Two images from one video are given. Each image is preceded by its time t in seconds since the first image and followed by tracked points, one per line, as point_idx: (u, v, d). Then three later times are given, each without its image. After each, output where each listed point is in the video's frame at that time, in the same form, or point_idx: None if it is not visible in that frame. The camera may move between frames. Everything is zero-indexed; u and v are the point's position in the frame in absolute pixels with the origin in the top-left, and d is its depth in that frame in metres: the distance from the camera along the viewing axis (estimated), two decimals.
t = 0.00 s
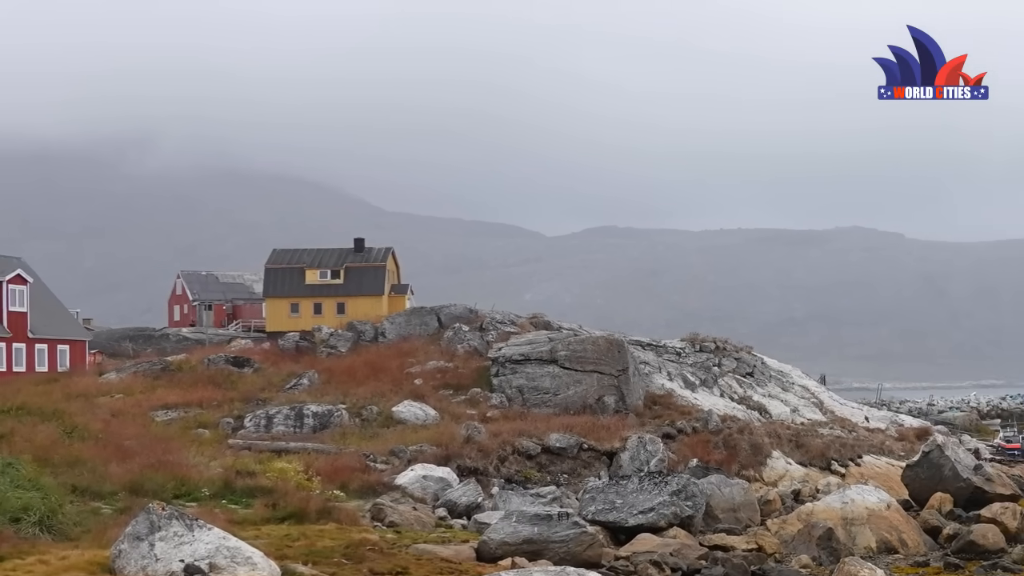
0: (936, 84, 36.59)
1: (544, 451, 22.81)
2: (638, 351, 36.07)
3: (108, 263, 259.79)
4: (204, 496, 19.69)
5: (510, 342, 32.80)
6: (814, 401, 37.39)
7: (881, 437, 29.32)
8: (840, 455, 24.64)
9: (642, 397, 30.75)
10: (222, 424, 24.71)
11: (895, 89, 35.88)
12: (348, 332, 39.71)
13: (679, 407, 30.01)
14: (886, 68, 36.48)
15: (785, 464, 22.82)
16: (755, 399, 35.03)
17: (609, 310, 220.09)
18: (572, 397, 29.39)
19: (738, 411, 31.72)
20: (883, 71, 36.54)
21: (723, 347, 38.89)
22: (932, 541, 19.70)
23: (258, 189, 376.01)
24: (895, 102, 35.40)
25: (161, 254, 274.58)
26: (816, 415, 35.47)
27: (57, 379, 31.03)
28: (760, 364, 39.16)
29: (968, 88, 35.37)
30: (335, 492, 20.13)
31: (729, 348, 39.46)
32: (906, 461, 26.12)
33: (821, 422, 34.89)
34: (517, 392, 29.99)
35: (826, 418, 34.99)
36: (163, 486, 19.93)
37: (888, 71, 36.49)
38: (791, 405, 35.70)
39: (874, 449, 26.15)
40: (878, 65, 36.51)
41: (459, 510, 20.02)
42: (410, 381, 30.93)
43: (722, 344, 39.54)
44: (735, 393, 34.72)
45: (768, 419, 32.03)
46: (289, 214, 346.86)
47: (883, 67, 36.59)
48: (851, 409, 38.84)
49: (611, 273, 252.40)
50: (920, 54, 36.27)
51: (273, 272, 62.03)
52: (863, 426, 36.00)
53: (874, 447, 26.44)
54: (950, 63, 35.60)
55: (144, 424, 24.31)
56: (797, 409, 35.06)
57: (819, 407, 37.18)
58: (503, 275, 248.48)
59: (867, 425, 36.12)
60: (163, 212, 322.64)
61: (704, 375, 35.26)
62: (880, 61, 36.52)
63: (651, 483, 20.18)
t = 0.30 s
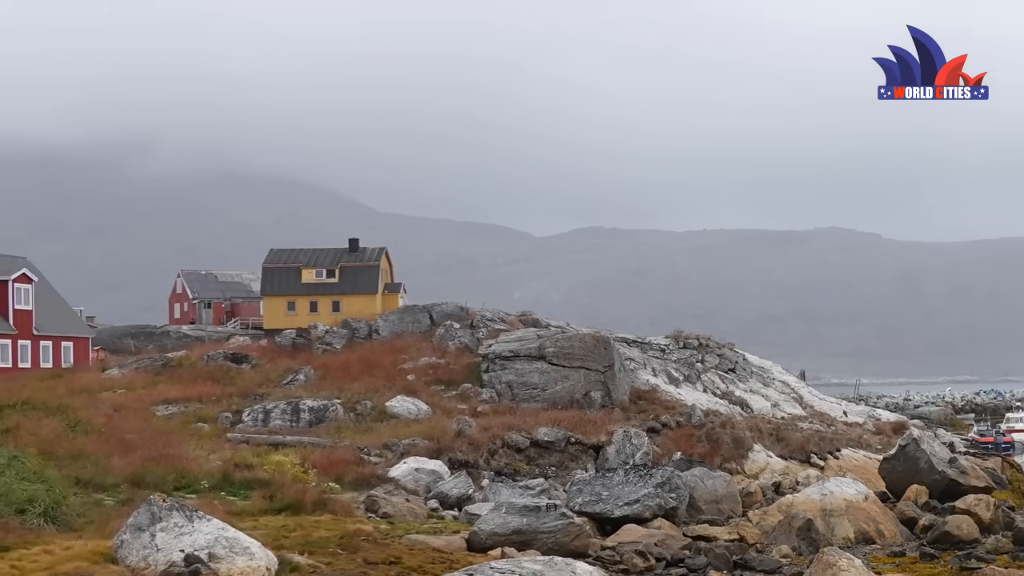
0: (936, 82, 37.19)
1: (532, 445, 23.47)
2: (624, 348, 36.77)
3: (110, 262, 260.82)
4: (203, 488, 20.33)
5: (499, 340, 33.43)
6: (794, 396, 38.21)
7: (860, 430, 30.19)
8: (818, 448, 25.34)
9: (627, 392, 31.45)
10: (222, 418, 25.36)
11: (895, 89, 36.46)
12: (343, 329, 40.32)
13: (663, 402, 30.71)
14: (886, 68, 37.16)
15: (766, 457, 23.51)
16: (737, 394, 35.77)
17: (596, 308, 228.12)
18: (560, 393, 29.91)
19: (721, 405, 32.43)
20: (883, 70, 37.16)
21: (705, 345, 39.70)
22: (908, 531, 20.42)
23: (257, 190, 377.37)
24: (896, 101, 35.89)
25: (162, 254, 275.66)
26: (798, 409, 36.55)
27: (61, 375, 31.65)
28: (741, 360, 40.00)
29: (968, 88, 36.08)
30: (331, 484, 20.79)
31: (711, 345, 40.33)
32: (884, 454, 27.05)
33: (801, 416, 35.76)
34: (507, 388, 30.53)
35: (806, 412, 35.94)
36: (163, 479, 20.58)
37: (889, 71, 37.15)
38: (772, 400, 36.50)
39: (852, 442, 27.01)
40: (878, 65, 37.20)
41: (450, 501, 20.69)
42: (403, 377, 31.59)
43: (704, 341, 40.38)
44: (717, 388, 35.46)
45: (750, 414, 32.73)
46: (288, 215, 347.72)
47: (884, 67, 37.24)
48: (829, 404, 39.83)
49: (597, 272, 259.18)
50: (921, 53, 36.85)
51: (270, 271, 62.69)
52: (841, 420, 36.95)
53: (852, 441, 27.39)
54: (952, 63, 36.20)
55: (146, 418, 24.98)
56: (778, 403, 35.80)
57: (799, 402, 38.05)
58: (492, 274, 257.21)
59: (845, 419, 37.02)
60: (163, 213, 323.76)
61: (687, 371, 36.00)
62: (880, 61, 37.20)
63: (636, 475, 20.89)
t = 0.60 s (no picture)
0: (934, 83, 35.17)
1: (522, 438, 24.17)
2: (610, 345, 37.40)
3: (111, 261, 261.81)
4: (203, 481, 20.99)
5: (490, 336, 34.05)
6: (776, 391, 39.01)
7: (839, 425, 31.03)
8: (797, 442, 26.05)
9: (614, 388, 32.15)
10: (220, 413, 26.01)
11: (895, 89, 34.40)
12: (338, 327, 40.99)
13: (648, 398, 31.35)
14: (886, 68, 35.05)
15: (748, 451, 24.27)
16: (720, 390, 36.56)
17: (583, 306, 238.53)
18: (548, 388, 30.50)
19: (705, 401, 33.10)
20: (883, 71, 35.14)
21: (689, 342, 40.40)
22: (885, 522, 21.13)
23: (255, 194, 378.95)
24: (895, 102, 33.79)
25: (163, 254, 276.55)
26: (777, 405, 36.93)
27: (64, 371, 32.33)
28: (724, 357, 40.74)
29: (969, 89, 34.11)
30: (326, 476, 21.46)
31: (695, 341, 41.03)
32: (862, 448, 27.94)
33: (782, 411, 36.45)
34: (497, 383, 31.19)
35: (787, 407, 36.57)
36: (164, 471, 21.23)
37: (889, 72, 35.07)
38: (754, 395, 37.30)
39: (830, 437, 28.11)
40: (878, 64, 35.10)
41: (442, 493, 21.36)
42: (396, 373, 32.26)
43: (689, 338, 41.11)
44: (700, 384, 36.19)
45: (733, 409, 33.41)
46: (287, 215, 348.41)
47: (883, 68, 35.26)
48: (810, 399, 40.65)
49: (585, 272, 272.39)
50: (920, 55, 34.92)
51: (267, 270, 63.48)
52: (821, 415, 37.81)
53: (832, 435, 28.19)
54: (950, 64, 34.27)
55: (147, 413, 25.64)
56: (759, 398, 36.56)
57: (780, 397, 38.88)
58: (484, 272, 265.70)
59: (825, 414, 37.85)
60: (163, 214, 324.76)
61: (672, 367, 36.65)
62: (880, 61, 35.09)
63: (623, 468, 21.57)
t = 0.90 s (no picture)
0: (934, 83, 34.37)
1: (512, 433, 24.85)
2: (597, 341, 38.02)
3: (112, 261, 262.84)
4: (202, 474, 21.63)
5: (480, 334, 34.68)
6: (758, 387, 39.83)
7: (819, 419, 31.78)
8: (778, 436, 26.81)
9: (601, 383, 32.78)
10: (219, 408, 26.66)
11: (895, 89, 33.28)
12: (334, 324, 41.66)
13: (635, 393, 32.00)
14: (886, 68, 33.94)
15: (731, 445, 25.01)
16: (704, 385, 37.29)
17: (573, 304, 245.19)
18: (537, 383, 31.24)
19: (689, 396, 33.78)
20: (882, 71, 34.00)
21: (674, 338, 41.07)
22: (864, 513, 21.83)
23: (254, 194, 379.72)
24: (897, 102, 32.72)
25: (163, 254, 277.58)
26: (760, 400, 37.84)
27: (68, 367, 32.96)
28: (708, 353, 41.47)
29: (968, 88, 33.22)
30: (322, 469, 22.14)
31: (680, 338, 41.71)
32: (841, 441, 28.72)
33: (765, 406, 37.28)
34: (488, 378, 31.86)
35: (769, 402, 37.41)
36: (164, 465, 21.89)
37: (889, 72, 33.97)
38: (737, 390, 38.10)
39: (811, 431, 28.82)
40: (877, 65, 33.94)
41: (435, 486, 22.03)
42: (390, 369, 32.92)
43: (674, 335, 41.78)
44: (686, 379, 36.87)
45: (717, 403, 34.09)
46: (286, 215, 349.13)
47: (882, 67, 34.06)
48: (792, 395, 41.48)
49: (573, 271, 277.59)
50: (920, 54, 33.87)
51: (263, 271, 64.45)
52: (802, 410, 38.65)
53: (812, 429, 28.94)
54: (950, 63, 33.38)
55: (148, 408, 26.32)
56: (742, 394, 37.31)
57: (762, 392, 39.68)
58: (474, 271, 270.62)
59: (806, 409, 38.64)
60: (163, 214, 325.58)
61: (658, 363, 37.31)
62: (880, 61, 33.99)
63: (610, 461, 22.27)
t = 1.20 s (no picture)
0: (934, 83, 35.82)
1: (502, 427, 25.56)
2: (585, 339, 38.66)
3: (114, 260, 263.91)
4: (202, 467, 22.30)
5: (472, 331, 35.29)
6: (741, 382, 40.72)
7: (801, 414, 32.57)
8: (761, 430, 27.64)
9: (589, 379, 33.41)
10: (218, 403, 27.31)
11: (896, 89, 34.75)
12: (329, 322, 42.33)
13: (622, 389, 32.68)
14: (886, 68, 35.50)
15: (715, 439, 25.78)
16: (689, 381, 38.01)
17: (563, 303, 252.23)
18: (527, 379, 31.89)
19: (675, 392, 34.46)
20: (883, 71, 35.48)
21: (660, 336, 41.78)
22: (843, 505, 22.58)
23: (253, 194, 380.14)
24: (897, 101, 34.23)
25: (165, 254, 278.60)
26: (742, 395, 38.76)
27: (71, 364, 33.59)
28: (693, 350, 42.27)
29: (968, 88, 34.60)
30: (318, 463, 22.84)
31: (665, 336, 42.46)
32: (822, 436, 29.46)
33: (748, 401, 38.13)
34: (479, 374, 32.48)
35: (752, 398, 38.26)
36: (165, 458, 22.57)
37: (889, 71, 35.47)
38: (721, 386, 38.93)
39: (793, 425, 29.58)
40: (878, 65, 35.46)
41: (427, 479, 22.70)
42: (384, 365, 33.57)
43: (659, 333, 42.54)
44: (671, 376, 37.60)
45: (702, 399, 34.74)
46: (285, 215, 349.78)
47: (883, 67, 35.56)
48: (773, 391, 42.38)
49: (561, 271, 284.64)
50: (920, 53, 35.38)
51: (261, 270, 65.58)
52: (784, 405, 39.53)
53: (794, 424, 29.70)
54: (950, 63, 34.86)
55: (149, 403, 27.00)
56: (726, 389, 38.10)
57: (746, 388, 40.56)
58: (466, 271, 279.75)
59: (788, 404, 39.56)
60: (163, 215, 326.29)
61: (644, 360, 38.01)
62: (880, 61, 35.48)
63: (597, 455, 22.97)
